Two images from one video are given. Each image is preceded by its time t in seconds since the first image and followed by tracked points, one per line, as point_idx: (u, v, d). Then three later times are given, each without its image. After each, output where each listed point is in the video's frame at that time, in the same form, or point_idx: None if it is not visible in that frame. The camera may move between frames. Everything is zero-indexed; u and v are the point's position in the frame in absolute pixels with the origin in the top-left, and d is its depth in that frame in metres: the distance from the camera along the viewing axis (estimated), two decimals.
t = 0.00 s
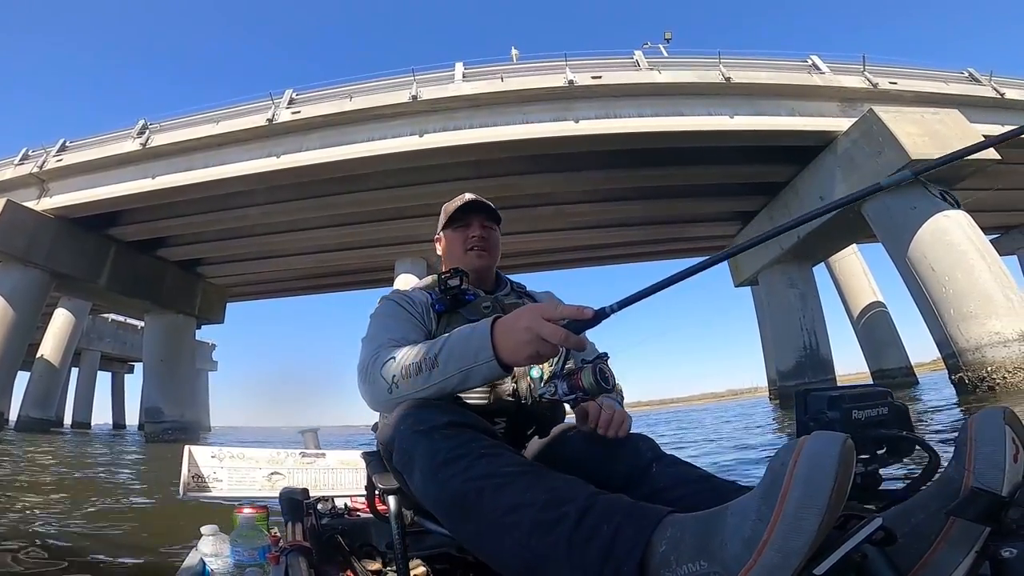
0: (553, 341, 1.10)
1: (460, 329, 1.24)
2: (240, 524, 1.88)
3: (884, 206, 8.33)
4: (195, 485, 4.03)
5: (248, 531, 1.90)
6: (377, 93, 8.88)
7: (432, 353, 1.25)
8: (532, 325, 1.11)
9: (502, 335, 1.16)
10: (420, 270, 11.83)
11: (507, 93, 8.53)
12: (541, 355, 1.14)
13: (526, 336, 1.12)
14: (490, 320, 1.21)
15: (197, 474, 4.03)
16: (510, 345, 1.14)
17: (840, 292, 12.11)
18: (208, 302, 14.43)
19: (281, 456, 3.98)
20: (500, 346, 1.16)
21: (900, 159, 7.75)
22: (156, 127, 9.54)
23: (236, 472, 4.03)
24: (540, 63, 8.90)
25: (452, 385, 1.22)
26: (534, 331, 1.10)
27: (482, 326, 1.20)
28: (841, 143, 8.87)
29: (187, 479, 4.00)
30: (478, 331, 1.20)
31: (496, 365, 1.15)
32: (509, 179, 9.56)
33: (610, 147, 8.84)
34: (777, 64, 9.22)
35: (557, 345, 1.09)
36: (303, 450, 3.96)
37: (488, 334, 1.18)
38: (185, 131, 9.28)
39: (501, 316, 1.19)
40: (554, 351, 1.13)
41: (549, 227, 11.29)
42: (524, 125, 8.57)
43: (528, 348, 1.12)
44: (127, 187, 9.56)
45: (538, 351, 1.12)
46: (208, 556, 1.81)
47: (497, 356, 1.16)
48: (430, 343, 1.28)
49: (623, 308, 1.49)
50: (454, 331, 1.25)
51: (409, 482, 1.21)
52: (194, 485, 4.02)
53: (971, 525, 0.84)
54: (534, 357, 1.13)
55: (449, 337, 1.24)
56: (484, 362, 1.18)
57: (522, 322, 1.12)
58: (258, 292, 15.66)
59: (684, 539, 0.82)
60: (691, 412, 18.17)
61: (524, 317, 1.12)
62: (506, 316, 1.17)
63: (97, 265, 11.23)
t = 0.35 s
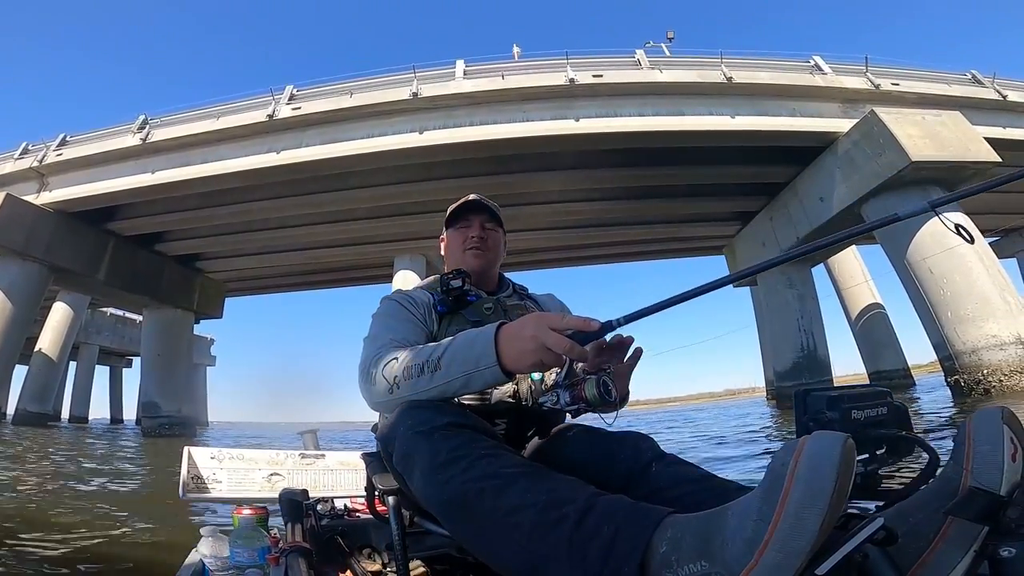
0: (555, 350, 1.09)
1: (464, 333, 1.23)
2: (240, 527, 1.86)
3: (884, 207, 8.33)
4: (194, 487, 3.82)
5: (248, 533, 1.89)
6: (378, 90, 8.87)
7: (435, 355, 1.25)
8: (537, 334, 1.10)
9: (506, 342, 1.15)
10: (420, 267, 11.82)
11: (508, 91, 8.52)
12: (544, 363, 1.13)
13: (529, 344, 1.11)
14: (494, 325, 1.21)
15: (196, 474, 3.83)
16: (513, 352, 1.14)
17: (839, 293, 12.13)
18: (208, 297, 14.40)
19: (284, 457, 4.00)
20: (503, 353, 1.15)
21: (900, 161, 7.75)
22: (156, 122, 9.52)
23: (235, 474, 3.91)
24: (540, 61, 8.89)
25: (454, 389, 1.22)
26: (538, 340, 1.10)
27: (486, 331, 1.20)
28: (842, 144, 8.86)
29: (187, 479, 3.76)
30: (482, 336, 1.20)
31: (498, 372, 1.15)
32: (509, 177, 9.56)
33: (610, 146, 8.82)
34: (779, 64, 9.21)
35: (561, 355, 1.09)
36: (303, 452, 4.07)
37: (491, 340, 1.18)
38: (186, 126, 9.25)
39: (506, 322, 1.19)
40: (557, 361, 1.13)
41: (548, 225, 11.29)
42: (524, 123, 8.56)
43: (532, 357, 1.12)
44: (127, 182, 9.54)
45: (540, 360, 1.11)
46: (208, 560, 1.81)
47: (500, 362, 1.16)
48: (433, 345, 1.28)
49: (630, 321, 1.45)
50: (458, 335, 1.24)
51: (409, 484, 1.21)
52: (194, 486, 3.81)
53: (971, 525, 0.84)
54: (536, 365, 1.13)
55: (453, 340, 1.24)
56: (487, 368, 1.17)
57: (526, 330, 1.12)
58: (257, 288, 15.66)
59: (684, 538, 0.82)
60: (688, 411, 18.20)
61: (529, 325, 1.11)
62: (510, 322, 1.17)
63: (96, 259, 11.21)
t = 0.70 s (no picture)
0: (552, 350, 1.09)
1: (461, 333, 1.23)
2: (240, 526, 1.85)
3: (874, 209, 8.39)
4: (196, 487, 4.05)
5: (247, 533, 1.87)
6: (372, 91, 8.85)
7: (432, 356, 1.25)
8: (533, 334, 1.10)
9: (501, 342, 1.15)
10: (414, 268, 11.81)
11: (502, 93, 8.52)
12: (540, 363, 1.13)
13: (525, 344, 1.11)
14: (491, 325, 1.21)
15: (196, 474, 4.06)
16: (509, 352, 1.14)
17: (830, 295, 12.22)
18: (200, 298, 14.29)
19: (284, 456, 4.06)
20: (498, 353, 1.15)
21: (890, 164, 7.81)
22: (149, 122, 9.46)
23: (234, 473, 4.06)
24: (535, 62, 8.89)
25: (451, 389, 1.22)
26: (535, 340, 1.10)
27: (482, 331, 1.20)
28: (834, 147, 8.91)
29: (187, 479, 4.03)
30: (478, 336, 1.19)
31: (494, 371, 1.15)
32: (503, 179, 9.56)
33: (604, 147, 8.84)
34: (772, 66, 9.25)
35: (557, 355, 1.09)
36: (303, 451, 4.07)
37: (487, 340, 1.18)
38: (178, 126, 9.20)
39: (503, 322, 1.18)
40: (553, 361, 1.13)
41: (542, 227, 11.30)
42: (518, 124, 8.58)
43: (529, 357, 1.12)
44: (119, 182, 9.46)
45: (535, 359, 1.12)
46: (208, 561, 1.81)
47: (497, 363, 1.15)
48: (430, 345, 1.28)
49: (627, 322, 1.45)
50: (454, 335, 1.24)
51: (407, 484, 1.20)
52: (194, 486, 4.03)
53: (970, 525, 0.85)
54: (532, 365, 1.13)
55: (450, 340, 1.24)
56: (484, 369, 1.17)
57: (522, 331, 1.12)
58: (249, 288, 15.59)
59: (683, 537, 0.82)
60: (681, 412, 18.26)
61: (526, 326, 1.11)
62: (505, 322, 1.17)
63: (87, 260, 11.13)
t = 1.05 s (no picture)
0: (549, 349, 1.09)
1: (458, 333, 1.23)
2: (240, 526, 1.86)
3: (861, 212, 8.49)
4: (194, 488, 3.92)
5: (247, 532, 1.88)
6: (364, 93, 8.83)
7: (430, 357, 1.24)
8: (531, 333, 1.10)
9: (500, 342, 1.15)
10: (406, 271, 11.78)
11: (494, 96, 8.53)
12: (538, 363, 1.13)
13: (523, 344, 1.11)
14: (489, 324, 1.21)
15: (196, 474, 3.94)
16: (507, 352, 1.14)
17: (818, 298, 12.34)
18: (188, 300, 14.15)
19: (283, 456, 4.04)
20: (496, 353, 1.15)
21: (877, 168, 7.90)
22: (138, 123, 9.38)
23: (233, 472, 4.03)
24: (527, 65, 8.89)
25: (451, 389, 1.21)
26: (532, 340, 1.10)
27: (480, 331, 1.19)
28: (822, 151, 9.00)
29: (187, 479, 3.91)
30: (476, 336, 1.19)
31: (492, 371, 1.15)
32: (495, 181, 9.57)
33: (596, 151, 8.87)
34: (762, 71, 9.33)
35: (555, 355, 1.09)
36: (303, 451, 4.02)
37: (485, 340, 1.17)
38: (168, 127, 9.13)
39: (501, 322, 1.18)
40: (551, 361, 1.13)
41: (534, 230, 11.32)
42: (510, 128, 8.59)
43: (527, 357, 1.11)
44: (107, 183, 9.37)
45: (534, 359, 1.11)
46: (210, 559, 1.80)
47: (495, 363, 1.15)
48: (427, 346, 1.27)
49: (623, 321, 1.42)
50: (453, 335, 1.24)
51: (407, 485, 1.20)
52: (194, 486, 3.91)
53: (970, 524, 0.85)
54: (530, 365, 1.13)
55: (448, 340, 1.23)
56: (483, 369, 1.17)
57: (519, 330, 1.12)
58: (239, 290, 15.48)
59: (684, 537, 0.82)
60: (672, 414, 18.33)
61: (524, 325, 1.11)
62: (503, 322, 1.17)
63: (74, 261, 11.00)
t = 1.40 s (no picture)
0: (551, 354, 1.08)
1: (461, 335, 1.23)
2: (240, 525, 1.86)
3: (857, 215, 8.52)
4: (195, 487, 4.01)
5: (248, 531, 1.89)
6: (363, 90, 8.82)
7: (431, 357, 1.24)
8: (533, 336, 1.09)
9: (502, 344, 1.15)
10: (404, 269, 11.77)
11: (493, 95, 8.52)
12: (540, 367, 1.13)
13: (526, 348, 1.10)
14: (492, 325, 1.20)
15: (196, 474, 4.01)
16: (509, 355, 1.14)
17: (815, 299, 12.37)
18: (185, 297, 14.09)
19: (282, 456, 4.02)
20: (499, 356, 1.15)
21: (875, 170, 7.91)
22: (136, 119, 9.36)
23: (233, 471, 4.03)
24: (526, 64, 8.88)
25: (452, 390, 1.21)
26: (534, 343, 1.09)
27: (483, 333, 1.19)
28: (819, 153, 9.01)
29: (187, 479, 3.98)
30: (479, 339, 1.19)
31: (495, 375, 1.14)
32: (494, 181, 9.58)
33: (596, 151, 8.87)
34: (762, 72, 9.34)
35: (557, 359, 1.09)
36: (303, 451, 4.01)
37: (487, 342, 1.17)
38: (167, 123, 9.10)
39: (504, 324, 1.18)
40: (553, 365, 1.12)
41: (532, 229, 11.32)
42: (509, 127, 8.60)
43: (528, 360, 1.11)
44: (106, 178, 9.34)
45: (536, 363, 1.11)
46: (210, 559, 1.81)
47: (497, 365, 1.15)
48: (429, 346, 1.27)
49: (625, 327, 1.40)
50: (454, 337, 1.24)
51: (407, 486, 1.19)
52: (194, 486, 3.99)
53: (971, 524, 0.85)
54: (532, 369, 1.12)
55: (450, 341, 1.23)
56: (484, 371, 1.17)
57: (522, 334, 1.11)
58: (236, 287, 15.47)
59: (684, 537, 0.82)
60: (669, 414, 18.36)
61: (526, 329, 1.10)
62: (506, 325, 1.17)
63: (70, 257, 10.95)
